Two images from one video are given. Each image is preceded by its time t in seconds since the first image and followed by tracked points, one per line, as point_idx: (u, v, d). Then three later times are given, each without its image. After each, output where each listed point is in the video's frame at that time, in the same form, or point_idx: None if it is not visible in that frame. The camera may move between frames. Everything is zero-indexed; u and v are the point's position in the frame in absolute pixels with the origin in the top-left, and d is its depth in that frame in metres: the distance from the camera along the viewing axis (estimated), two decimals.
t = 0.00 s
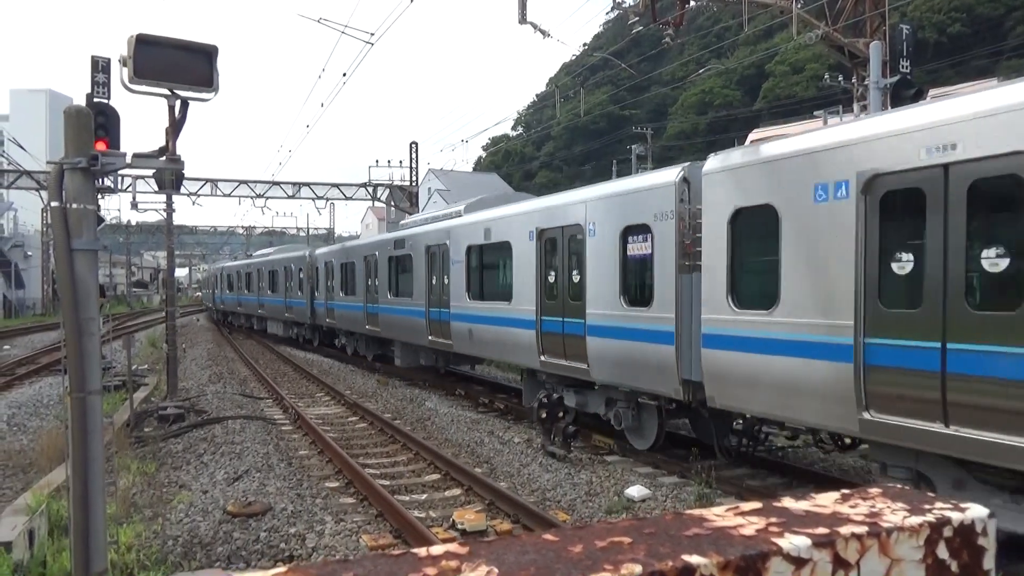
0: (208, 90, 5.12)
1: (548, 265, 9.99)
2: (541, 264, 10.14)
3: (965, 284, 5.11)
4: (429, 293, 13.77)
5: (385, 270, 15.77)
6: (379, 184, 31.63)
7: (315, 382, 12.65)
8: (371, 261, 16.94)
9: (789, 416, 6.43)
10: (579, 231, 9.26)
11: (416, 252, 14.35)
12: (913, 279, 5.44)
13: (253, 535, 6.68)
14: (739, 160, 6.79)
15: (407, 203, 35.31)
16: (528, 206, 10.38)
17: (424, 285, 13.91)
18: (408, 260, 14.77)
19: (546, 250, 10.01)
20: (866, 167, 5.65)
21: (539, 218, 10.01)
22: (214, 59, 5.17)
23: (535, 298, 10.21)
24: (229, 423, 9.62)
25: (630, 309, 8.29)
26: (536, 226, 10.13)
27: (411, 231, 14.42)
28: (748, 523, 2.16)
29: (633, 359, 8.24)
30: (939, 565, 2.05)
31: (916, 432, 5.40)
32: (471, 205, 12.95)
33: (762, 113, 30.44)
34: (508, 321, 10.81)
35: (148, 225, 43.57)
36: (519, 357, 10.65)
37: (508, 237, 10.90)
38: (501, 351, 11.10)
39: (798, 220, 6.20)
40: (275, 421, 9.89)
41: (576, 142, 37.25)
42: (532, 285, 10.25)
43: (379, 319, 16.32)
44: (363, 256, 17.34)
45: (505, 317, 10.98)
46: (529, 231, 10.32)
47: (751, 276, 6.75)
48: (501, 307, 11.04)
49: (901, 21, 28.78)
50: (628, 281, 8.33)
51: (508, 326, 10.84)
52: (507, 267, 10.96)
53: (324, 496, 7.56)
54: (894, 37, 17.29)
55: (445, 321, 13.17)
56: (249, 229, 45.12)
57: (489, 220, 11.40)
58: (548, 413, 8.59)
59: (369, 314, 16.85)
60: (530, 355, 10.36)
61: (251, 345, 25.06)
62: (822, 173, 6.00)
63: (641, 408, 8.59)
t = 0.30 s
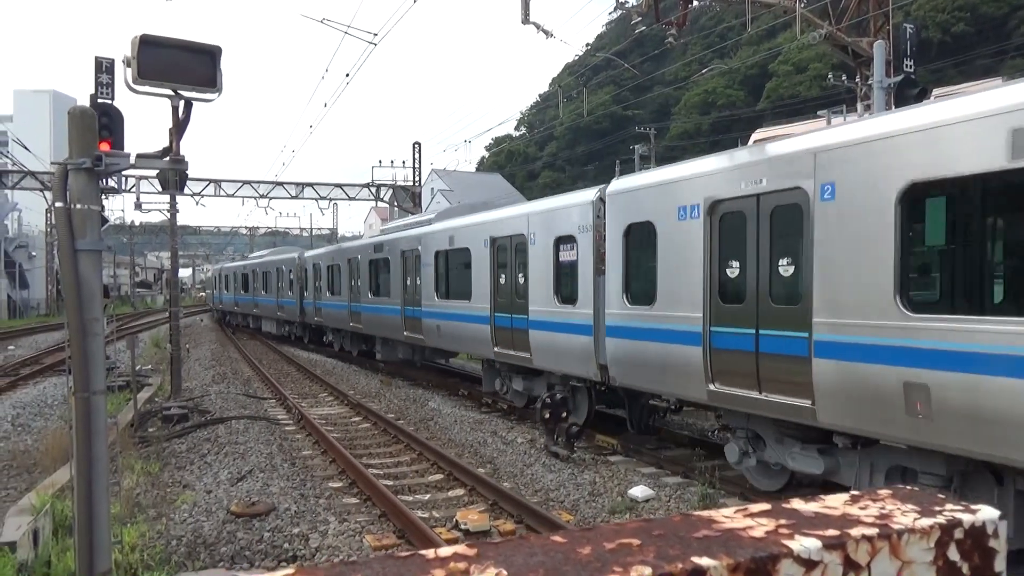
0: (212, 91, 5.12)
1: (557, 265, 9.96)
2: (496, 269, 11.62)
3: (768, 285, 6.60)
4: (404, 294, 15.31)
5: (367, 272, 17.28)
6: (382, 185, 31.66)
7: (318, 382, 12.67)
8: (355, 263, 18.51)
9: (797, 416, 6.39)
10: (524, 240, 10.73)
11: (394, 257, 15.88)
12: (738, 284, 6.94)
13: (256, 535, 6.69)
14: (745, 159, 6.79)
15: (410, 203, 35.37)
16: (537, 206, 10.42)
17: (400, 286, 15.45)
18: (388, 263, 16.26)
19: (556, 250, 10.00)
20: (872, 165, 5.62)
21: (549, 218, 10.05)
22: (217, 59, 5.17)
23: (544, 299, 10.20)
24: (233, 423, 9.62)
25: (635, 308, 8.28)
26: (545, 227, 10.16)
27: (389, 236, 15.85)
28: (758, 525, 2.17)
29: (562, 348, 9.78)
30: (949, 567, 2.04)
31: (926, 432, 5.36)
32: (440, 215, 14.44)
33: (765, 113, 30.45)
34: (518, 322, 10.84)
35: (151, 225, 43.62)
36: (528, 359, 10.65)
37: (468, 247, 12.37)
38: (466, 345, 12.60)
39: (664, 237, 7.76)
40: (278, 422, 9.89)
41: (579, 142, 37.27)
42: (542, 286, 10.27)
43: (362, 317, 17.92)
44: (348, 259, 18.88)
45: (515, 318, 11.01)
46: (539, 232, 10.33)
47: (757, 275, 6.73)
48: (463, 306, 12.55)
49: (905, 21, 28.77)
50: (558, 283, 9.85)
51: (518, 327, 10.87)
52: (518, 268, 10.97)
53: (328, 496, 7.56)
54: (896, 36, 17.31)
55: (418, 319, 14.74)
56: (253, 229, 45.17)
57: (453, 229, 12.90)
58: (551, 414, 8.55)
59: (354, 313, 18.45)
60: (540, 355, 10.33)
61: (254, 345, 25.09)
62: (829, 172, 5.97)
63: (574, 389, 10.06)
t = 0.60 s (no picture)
0: (218, 91, 5.14)
1: (563, 265, 9.88)
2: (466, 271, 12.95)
3: (652, 287, 8.09)
4: (384, 293, 16.65)
5: (353, 273, 18.65)
6: (387, 185, 31.71)
7: (323, 382, 12.68)
8: (342, 265, 19.90)
9: (805, 415, 6.41)
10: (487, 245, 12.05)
11: (377, 260, 17.25)
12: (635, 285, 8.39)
13: (262, 534, 6.71)
14: (753, 158, 6.78)
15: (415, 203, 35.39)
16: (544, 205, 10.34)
17: (382, 286, 16.79)
18: (372, 264, 17.63)
19: (563, 250, 9.89)
20: (882, 164, 5.63)
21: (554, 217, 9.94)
22: (223, 59, 5.18)
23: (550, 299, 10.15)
24: (238, 423, 9.62)
25: (641, 307, 8.26)
26: (551, 225, 10.06)
27: (374, 240, 17.17)
28: (775, 527, 2.20)
29: (513, 339, 11.17)
30: (968, 570, 2.04)
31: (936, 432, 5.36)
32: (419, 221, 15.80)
33: (770, 113, 30.39)
34: (508, 320, 11.27)
35: (156, 225, 43.72)
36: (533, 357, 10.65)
37: (441, 251, 13.76)
38: (440, 340, 13.92)
39: (586, 245, 9.22)
40: (284, 421, 9.89)
41: (583, 142, 37.26)
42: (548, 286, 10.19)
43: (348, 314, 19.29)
44: (335, 261, 20.25)
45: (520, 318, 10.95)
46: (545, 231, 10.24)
47: (765, 275, 6.74)
48: (435, 304, 13.94)
49: (910, 21, 28.70)
50: (512, 282, 11.21)
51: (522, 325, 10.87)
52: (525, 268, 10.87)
53: (333, 496, 7.57)
54: (902, 36, 17.28)
55: (397, 316, 16.10)
56: (257, 229, 45.23)
57: (428, 235, 14.28)
58: (555, 414, 8.58)
59: (341, 311, 19.79)
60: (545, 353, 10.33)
61: (259, 344, 25.09)
62: (839, 171, 5.96)
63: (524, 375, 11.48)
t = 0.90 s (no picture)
0: (225, 91, 5.15)
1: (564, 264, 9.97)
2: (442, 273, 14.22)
3: (579, 288, 9.62)
4: (370, 293, 17.99)
5: (342, 274, 20.06)
6: (392, 185, 31.74)
7: (328, 382, 12.69)
8: (332, 266, 21.29)
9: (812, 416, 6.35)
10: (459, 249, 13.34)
11: (363, 262, 18.64)
12: (568, 286, 9.89)
13: (267, 534, 6.72)
14: (761, 159, 6.79)
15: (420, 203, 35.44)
16: (551, 203, 10.26)
17: (368, 286, 18.19)
18: (359, 266, 19.06)
19: (572, 249, 9.80)
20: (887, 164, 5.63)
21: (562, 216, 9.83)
22: (230, 59, 5.19)
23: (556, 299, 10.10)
24: (244, 422, 9.63)
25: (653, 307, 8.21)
26: (560, 224, 10.00)
27: (361, 244, 18.52)
28: (792, 528, 2.33)
29: (478, 332, 12.54)
30: (986, 571, 2.03)
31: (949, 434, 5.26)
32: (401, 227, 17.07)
33: (776, 113, 30.30)
34: (473, 315, 12.61)
35: (162, 225, 43.85)
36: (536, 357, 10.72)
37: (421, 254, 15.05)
38: (419, 334, 15.18)
39: (533, 250, 10.69)
40: (289, 421, 9.90)
41: (588, 142, 37.25)
42: (557, 285, 10.12)
43: (338, 311, 20.66)
44: (326, 262, 21.62)
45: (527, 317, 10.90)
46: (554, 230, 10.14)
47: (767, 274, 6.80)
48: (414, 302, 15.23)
49: (917, 20, 28.60)
50: (479, 283, 12.51)
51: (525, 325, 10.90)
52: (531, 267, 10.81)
53: (338, 495, 7.59)
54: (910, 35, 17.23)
55: (381, 314, 17.44)
56: (263, 229, 45.35)
57: (410, 239, 15.56)
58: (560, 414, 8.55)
59: (330, 309, 21.24)
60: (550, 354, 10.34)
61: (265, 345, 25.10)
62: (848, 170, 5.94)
63: (489, 364, 12.83)
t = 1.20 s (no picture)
0: (232, 92, 5.16)
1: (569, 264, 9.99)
2: (423, 274, 15.78)
3: (528, 290, 11.19)
4: (359, 292, 19.61)
5: (334, 273, 21.61)
6: (397, 185, 31.80)
7: (334, 382, 12.70)
8: (325, 267, 22.76)
9: (820, 415, 6.43)
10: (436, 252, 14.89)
11: (353, 263, 20.34)
12: (520, 287, 11.46)
13: (274, 533, 6.73)
14: (772, 159, 6.79)
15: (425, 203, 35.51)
16: (560, 202, 10.24)
17: (357, 286, 19.82)
18: (349, 267, 20.66)
19: (582, 249, 9.77)
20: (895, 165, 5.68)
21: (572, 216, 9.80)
22: (237, 59, 5.20)
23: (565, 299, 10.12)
24: (250, 421, 9.65)
25: (663, 307, 8.18)
26: (569, 224, 9.98)
27: (350, 247, 20.18)
28: (810, 529, 2.24)
29: (452, 327, 14.09)
30: (1005, 572, 2.03)
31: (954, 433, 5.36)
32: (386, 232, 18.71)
33: (782, 113, 30.19)
34: (448, 312, 14.18)
35: (167, 225, 43.99)
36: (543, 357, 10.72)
37: (404, 256, 16.61)
38: (403, 329, 16.73)
39: (494, 256, 12.26)
40: (295, 420, 9.90)
41: (594, 142, 37.22)
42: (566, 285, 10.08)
43: (330, 310, 22.25)
44: (320, 262, 23.16)
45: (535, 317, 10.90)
46: (563, 230, 10.10)
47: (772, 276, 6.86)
48: (398, 300, 16.79)
49: (924, 20, 28.45)
50: (453, 283, 14.05)
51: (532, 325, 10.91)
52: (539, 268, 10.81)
53: (344, 494, 7.61)
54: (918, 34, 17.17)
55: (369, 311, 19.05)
56: (268, 229, 45.44)
57: (393, 243, 17.15)
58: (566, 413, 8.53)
59: (324, 307, 22.84)
60: (556, 354, 10.34)
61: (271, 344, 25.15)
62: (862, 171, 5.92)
63: (462, 355, 14.39)
